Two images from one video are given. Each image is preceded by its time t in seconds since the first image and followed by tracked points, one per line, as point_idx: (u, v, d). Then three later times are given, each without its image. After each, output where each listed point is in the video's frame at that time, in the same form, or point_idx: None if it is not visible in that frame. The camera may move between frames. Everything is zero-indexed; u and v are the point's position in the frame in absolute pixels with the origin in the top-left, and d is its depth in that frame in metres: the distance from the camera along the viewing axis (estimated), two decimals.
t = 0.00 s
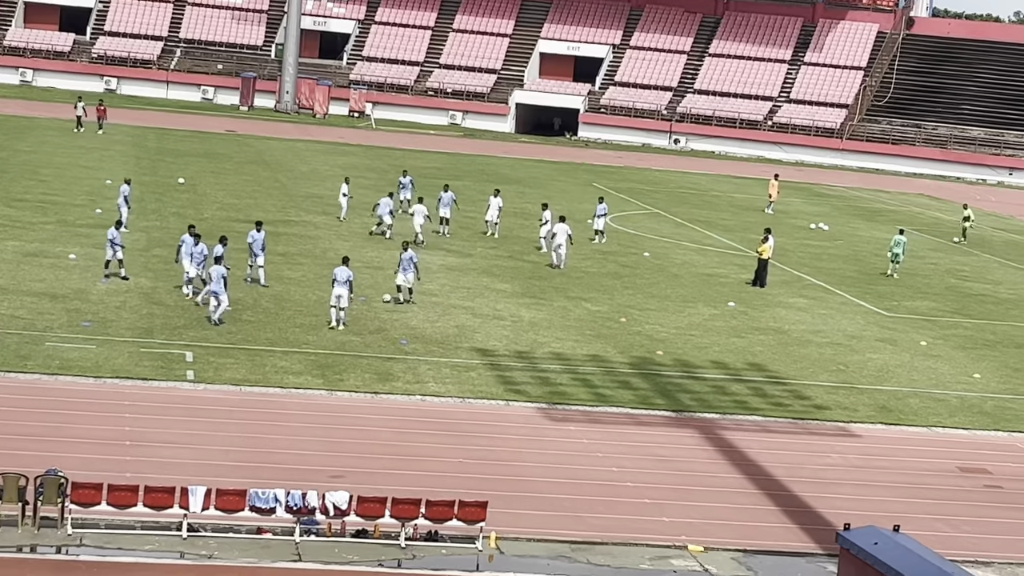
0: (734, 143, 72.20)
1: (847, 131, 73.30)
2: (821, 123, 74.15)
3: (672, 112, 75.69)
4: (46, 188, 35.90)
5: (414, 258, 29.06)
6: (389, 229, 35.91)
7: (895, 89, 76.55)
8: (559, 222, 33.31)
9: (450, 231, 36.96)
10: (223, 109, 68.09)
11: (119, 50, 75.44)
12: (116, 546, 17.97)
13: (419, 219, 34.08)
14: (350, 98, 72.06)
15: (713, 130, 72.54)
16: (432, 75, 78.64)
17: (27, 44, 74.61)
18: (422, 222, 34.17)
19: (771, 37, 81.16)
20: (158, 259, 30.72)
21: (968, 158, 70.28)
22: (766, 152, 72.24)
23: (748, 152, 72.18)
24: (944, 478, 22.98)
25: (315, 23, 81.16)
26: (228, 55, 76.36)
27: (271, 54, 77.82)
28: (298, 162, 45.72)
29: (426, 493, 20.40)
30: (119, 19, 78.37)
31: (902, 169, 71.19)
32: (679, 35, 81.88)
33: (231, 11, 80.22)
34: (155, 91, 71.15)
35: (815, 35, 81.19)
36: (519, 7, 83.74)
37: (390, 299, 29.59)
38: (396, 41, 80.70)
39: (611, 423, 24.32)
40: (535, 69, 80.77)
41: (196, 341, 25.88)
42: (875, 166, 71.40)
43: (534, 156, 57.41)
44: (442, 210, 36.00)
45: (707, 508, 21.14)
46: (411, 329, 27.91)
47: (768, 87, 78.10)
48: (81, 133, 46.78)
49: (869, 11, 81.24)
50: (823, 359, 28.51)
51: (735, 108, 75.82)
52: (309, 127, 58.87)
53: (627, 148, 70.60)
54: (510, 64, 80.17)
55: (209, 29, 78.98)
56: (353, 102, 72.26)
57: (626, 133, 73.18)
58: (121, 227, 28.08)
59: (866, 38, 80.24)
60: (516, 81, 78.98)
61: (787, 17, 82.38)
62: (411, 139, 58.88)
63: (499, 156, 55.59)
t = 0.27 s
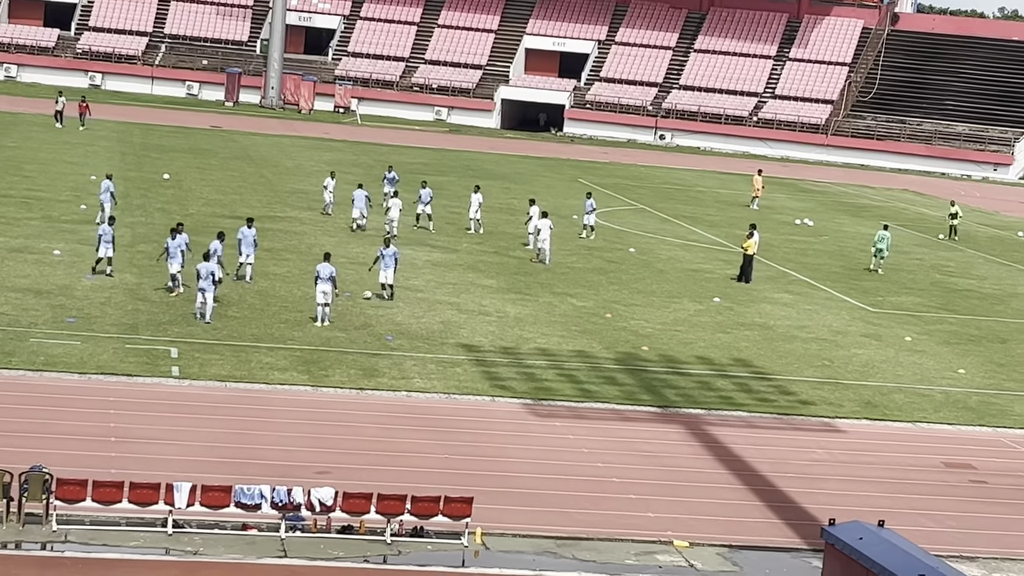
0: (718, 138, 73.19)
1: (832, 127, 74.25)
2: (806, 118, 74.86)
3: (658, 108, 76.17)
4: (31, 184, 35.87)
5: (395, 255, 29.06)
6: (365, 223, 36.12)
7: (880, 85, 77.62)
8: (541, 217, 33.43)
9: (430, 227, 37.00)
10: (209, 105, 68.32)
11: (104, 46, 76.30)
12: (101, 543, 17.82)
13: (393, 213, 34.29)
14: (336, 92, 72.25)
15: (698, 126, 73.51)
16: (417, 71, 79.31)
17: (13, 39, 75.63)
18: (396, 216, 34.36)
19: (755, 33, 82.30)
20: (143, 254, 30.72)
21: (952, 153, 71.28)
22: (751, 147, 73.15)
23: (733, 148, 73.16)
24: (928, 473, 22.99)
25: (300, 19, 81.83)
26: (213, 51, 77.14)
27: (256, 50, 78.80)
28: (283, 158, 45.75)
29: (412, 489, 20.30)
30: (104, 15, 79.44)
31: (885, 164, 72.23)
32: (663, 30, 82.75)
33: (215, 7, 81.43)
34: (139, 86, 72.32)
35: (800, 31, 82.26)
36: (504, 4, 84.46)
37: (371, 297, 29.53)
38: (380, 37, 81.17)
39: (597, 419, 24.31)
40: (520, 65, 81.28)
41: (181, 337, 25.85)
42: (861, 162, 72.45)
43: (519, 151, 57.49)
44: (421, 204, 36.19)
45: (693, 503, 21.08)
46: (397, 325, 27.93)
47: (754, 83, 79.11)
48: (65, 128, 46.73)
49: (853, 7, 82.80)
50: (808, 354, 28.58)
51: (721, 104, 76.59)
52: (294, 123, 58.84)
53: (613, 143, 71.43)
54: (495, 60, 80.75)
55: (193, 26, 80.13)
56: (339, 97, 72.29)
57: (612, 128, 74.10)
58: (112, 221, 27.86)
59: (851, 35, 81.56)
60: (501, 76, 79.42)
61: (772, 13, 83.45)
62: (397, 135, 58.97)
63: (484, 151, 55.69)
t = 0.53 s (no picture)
0: (704, 134, 73.44)
1: (819, 124, 74.29)
2: (792, 115, 75.12)
3: (644, 104, 76.79)
4: (17, 180, 35.83)
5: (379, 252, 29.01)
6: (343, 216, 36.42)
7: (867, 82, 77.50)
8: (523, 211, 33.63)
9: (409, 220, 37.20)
10: (195, 101, 68.35)
11: (91, 42, 76.65)
12: (88, 540, 17.66)
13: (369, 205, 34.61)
14: (324, 89, 72.35)
15: (684, 123, 73.80)
16: (405, 67, 79.41)
17: None
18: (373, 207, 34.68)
19: (743, 30, 82.64)
20: (129, 251, 30.70)
21: (938, 150, 71.75)
22: (738, 144, 73.38)
23: (720, 144, 73.35)
24: (915, 469, 22.97)
25: (287, 15, 81.76)
26: (200, 47, 77.48)
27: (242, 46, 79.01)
28: (270, 154, 45.71)
29: (399, 485, 20.16)
30: (91, 11, 79.67)
31: (871, 161, 72.58)
32: (651, 26, 82.85)
33: (202, 3, 81.45)
34: (126, 83, 72.79)
35: (787, 27, 82.50)
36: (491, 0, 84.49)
37: (353, 295, 29.30)
38: (368, 34, 81.29)
39: (583, 415, 24.30)
40: (508, 62, 81.56)
41: (168, 334, 25.82)
42: (846, 159, 72.79)
43: (507, 148, 57.52)
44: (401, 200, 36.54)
45: (680, 499, 20.99)
46: (384, 321, 27.94)
47: (740, 80, 79.28)
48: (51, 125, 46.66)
49: (841, 3, 83.06)
50: (795, 351, 28.64)
51: (707, 101, 76.91)
52: (280, 119, 58.80)
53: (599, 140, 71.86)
54: (482, 57, 80.88)
55: (180, 22, 80.08)
56: (326, 94, 72.47)
57: (598, 125, 74.37)
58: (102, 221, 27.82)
59: (839, 32, 81.51)
60: (489, 73, 79.57)
61: (759, 10, 83.72)
62: (384, 131, 58.99)
63: (472, 148, 55.71)
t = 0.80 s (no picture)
0: (691, 132, 73.60)
1: (806, 121, 74.39)
2: (780, 113, 75.11)
3: (632, 103, 76.85)
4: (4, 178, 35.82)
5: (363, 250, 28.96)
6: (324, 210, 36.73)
7: (854, 80, 77.77)
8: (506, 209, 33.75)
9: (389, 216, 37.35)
10: (182, 99, 68.34)
11: (78, 41, 76.76)
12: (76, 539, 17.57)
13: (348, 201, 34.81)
14: (312, 87, 72.60)
15: (671, 120, 73.96)
16: (392, 65, 79.42)
17: None
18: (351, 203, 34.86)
19: (731, 27, 82.73)
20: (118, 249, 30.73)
21: (925, 148, 72.07)
22: (724, 141, 73.56)
23: (707, 142, 73.60)
24: (902, 467, 22.98)
25: (275, 13, 81.73)
26: (187, 45, 77.46)
27: (230, 44, 78.94)
28: (258, 152, 45.70)
29: (386, 484, 20.05)
30: (78, 9, 79.70)
31: (858, 159, 72.80)
32: (638, 25, 82.99)
33: (189, 1, 81.42)
34: (113, 81, 72.88)
35: (775, 25, 82.60)
36: None
37: (337, 295, 29.23)
38: (357, 32, 81.40)
39: (571, 413, 24.30)
40: (496, 60, 81.55)
41: (155, 332, 25.79)
42: (834, 156, 72.96)
43: (495, 146, 57.55)
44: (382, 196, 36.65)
45: (667, 496, 20.92)
46: (371, 320, 27.95)
47: (727, 78, 79.24)
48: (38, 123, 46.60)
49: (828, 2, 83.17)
50: (782, 349, 28.70)
51: (694, 99, 76.93)
52: (268, 117, 58.76)
53: (586, 137, 71.94)
54: (470, 54, 80.83)
55: (168, 19, 80.11)
56: (314, 92, 72.69)
57: (586, 122, 74.48)
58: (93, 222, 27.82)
59: (826, 29, 81.80)
60: (477, 71, 79.54)
61: (747, 8, 83.86)
62: (372, 130, 59.01)
63: (460, 146, 55.73)
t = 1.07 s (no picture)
0: (681, 132, 73.74)
1: (795, 121, 74.51)
2: (769, 113, 75.22)
3: (621, 103, 76.90)
4: None
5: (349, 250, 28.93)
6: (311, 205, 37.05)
7: (843, 80, 77.88)
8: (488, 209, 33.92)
9: (371, 215, 37.46)
10: (171, 99, 68.31)
11: (66, 40, 76.76)
12: (64, 539, 17.41)
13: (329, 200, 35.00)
14: (301, 87, 72.99)
15: (661, 120, 74.08)
16: (381, 65, 79.43)
17: None
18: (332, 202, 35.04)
19: (720, 27, 82.73)
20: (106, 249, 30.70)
21: (914, 149, 72.29)
22: (713, 141, 73.69)
23: (696, 142, 73.74)
24: (890, 466, 22.99)
25: (263, 13, 81.85)
26: (176, 45, 77.39)
27: (219, 44, 78.90)
28: (246, 152, 45.67)
29: (374, 484, 19.99)
30: (67, 9, 79.70)
31: (847, 159, 72.95)
32: (627, 25, 83.00)
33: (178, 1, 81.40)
34: (102, 81, 72.92)
35: (764, 25, 82.63)
36: None
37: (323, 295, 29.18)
38: (345, 31, 81.42)
39: (560, 413, 24.28)
40: (485, 60, 81.45)
41: (144, 333, 25.77)
42: (823, 156, 73.10)
43: (484, 146, 57.55)
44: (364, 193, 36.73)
45: (656, 496, 20.89)
46: (360, 320, 27.95)
47: (716, 78, 79.38)
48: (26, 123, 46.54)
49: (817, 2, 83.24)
50: (771, 348, 28.73)
51: (683, 99, 77.00)
52: (256, 117, 58.71)
53: (577, 137, 71.99)
54: (459, 54, 80.81)
55: (156, 19, 80.10)
56: (303, 92, 73.07)
57: (576, 123, 74.53)
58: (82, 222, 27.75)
59: (814, 29, 81.95)
60: (466, 71, 79.52)
61: (736, 8, 83.89)
62: (361, 129, 59.00)
63: (449, 146, 55.73)
